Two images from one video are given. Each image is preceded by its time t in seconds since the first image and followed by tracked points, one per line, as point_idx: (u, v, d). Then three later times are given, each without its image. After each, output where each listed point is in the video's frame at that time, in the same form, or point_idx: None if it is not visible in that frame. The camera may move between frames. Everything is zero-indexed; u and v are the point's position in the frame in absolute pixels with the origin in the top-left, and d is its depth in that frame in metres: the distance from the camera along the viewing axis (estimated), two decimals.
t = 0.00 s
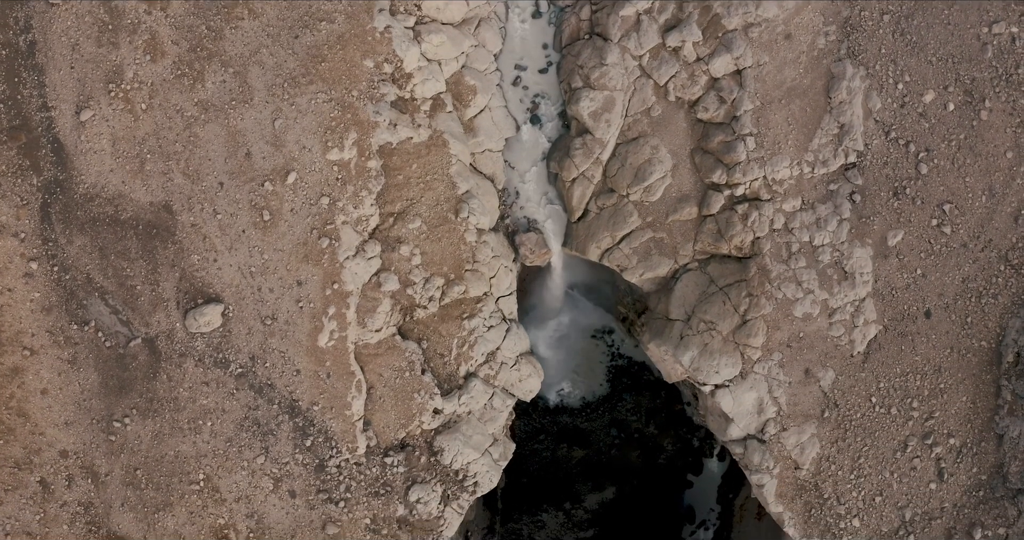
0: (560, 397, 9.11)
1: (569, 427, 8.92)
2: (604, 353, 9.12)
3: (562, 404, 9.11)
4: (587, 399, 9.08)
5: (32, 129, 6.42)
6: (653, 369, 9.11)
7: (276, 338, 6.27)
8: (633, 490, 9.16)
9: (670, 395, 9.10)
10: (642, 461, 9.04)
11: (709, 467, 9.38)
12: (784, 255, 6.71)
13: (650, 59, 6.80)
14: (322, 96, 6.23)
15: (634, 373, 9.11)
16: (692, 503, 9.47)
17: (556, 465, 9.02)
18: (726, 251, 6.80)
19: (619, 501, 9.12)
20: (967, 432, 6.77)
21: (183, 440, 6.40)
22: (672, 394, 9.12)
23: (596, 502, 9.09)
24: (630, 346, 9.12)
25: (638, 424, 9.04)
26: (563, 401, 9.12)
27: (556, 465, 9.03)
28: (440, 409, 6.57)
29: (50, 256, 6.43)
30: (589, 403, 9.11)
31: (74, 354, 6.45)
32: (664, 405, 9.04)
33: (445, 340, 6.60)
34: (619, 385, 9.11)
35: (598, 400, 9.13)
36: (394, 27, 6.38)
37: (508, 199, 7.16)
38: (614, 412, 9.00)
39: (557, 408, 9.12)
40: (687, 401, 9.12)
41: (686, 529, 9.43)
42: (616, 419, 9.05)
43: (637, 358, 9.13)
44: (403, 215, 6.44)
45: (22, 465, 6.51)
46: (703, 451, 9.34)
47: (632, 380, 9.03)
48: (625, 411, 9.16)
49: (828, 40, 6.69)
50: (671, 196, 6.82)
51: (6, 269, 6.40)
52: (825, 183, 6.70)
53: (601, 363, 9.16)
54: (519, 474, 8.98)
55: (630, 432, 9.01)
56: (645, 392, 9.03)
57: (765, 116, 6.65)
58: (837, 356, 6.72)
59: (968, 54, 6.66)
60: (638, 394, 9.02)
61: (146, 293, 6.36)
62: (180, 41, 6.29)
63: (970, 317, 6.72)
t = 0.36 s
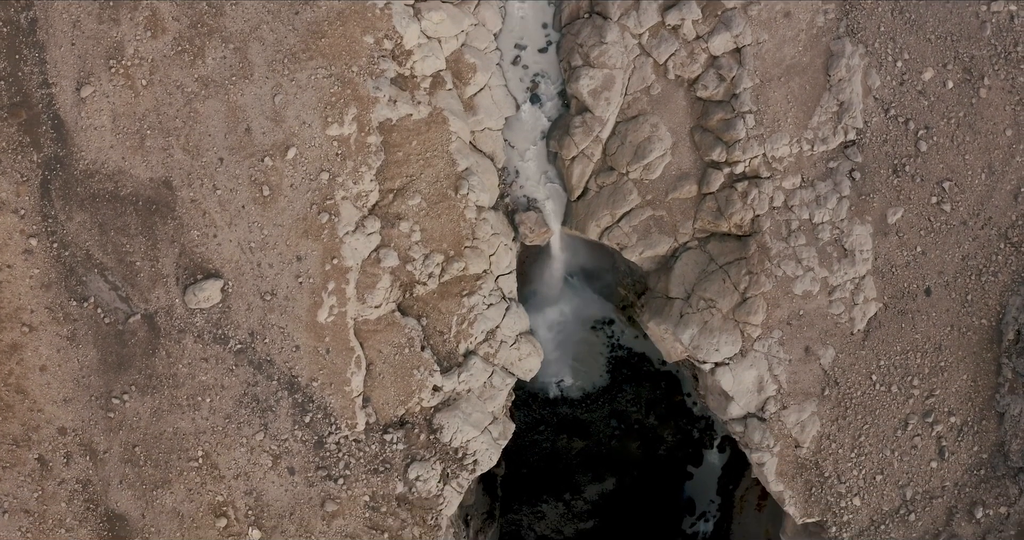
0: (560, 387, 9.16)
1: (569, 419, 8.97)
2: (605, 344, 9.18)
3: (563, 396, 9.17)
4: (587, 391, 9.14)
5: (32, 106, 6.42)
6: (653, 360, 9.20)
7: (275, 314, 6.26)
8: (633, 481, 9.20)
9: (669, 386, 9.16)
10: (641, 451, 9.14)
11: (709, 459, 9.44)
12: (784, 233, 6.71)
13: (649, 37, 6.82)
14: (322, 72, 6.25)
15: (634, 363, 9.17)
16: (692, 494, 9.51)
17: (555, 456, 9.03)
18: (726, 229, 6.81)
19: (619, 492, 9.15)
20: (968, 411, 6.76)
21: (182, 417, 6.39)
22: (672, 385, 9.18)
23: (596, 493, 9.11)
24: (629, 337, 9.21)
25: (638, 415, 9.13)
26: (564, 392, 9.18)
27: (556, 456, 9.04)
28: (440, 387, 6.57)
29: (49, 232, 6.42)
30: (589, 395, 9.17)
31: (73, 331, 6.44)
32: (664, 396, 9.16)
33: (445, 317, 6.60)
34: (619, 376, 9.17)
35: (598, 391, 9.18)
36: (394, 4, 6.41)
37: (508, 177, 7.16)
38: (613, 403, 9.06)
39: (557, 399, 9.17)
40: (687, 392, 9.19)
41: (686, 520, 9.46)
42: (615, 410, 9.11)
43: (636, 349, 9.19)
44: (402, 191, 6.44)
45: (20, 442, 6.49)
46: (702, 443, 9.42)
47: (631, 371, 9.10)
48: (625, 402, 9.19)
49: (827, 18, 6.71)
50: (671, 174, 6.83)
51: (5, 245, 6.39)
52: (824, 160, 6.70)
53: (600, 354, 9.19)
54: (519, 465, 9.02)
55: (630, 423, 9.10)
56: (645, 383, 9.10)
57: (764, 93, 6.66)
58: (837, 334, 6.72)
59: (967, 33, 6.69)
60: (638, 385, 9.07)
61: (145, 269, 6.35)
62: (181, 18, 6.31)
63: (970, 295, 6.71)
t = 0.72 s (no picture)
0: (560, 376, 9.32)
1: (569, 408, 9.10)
2: (604, 333, 9.34)
3: (562, 384, 9.31)
4: (587, 380, 9.28)
5: (32, 80, 6.42)
6: (652, 350, 9.33)
7: (274, 286, 6.26)
8: (633, 471, 9.16)
9: (669, 376, 9.29)
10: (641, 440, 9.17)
11: (709, 449, 9.36)
12: (784, 208, 6.71)
13: (649, 13, 6.83)
14: (322, 44, 6.27)
15: (634, 352, 9.32)
16: (692, 485, 9.38)
17: (555, 446, 9.07)
18: (725, 204, 6.82)
19: (619, 482, 9.11)
20: (968, 386, 6.74)
21: (181, 390, 6.37)
22: (671, 374, 9.30)
23: (596, 483, 9.08)
24: (629, 327, 9.35)
25: (638, 404, 9.19)
26: (563, 381, 9.32)
27: (556, 445, 9.08)
28: (439, 360, 6.57)
29: (49, 206, 6.41)
30: (590, 384, 9.30)
31: (71, 304, 6.42)
32: (664, 386, 9.25)
33: (444, 291, 6.60)
34: (619, 365, 9.30)
35: (598, 380, 9.31)
36: None
37: (507, 153, 7.17)
38: (613, 393, 9.21)
39: (557, 388, 9.30)
40: (687, 381, 9.30)
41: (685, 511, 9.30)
42: (616, 399, 9.22)
43: (636, 339, 9.34)
44: (402, 165, 6.45)
45: (18, 416, 6.46)
46: (703, 432, 9.35)
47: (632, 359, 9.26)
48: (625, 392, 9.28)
49: None
50: (670, 150, 6.84)
51: (4, 219, 6.38)
52: (824, 135, 6.71)
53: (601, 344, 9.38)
54: (519, 452, 9.04)
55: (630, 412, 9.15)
56: (645, 372, 9.26)
57: (763, 68, 6.67)
58: (837, 309, 6.72)
59: (965, 8, 6.72)
60: (638, 375, 9.23)
61: (144, 242, 6.34)
62: None
63: (970, 270, 6.71)
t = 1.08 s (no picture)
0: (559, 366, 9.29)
1: (569, 398, 9.04)
2: (604, 324, 9.30)
3: (562, 375, 9.27)
4: (587, 370, 9.25)
5: (33, 56, 6.41)
6: (652, 340, 9.32)
7: (273, 261, 6.26)
8: (633, 462, 9.13)
9: (669, 366, 9.27)
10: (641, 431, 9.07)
11: (709, 440, 9.43)
12: (783, 185, 6.72)
13: None
14: (322, 20, 6.29)
15: (634, 343, 9.30)
16: (692, 476, 9.44)
17: (554, 436, 9.01)
18: (725, 181, 6.83)
19: (619, 472, 9.08)
20: (968, 363, 6.73)
21: (180, 366, 6.36)
22: (671, 365, 9.28)
23: (596, 474, 9.02)
24: (629, 317, 9.32)
25: (638, 394, 9.12)
26: (563, 371, 9.28)
27: (555, 436, 9.02)
28: (439, 336, 6.58)
29: (49, 181, 6.40)
30: (589, 375, 9.25)
31: (70, 280, 6.41)
32: (664, 376, 9.22)
33: (444, 268, 6.60)
34: (618, 356, 9.26)
35: (597, 371, 9.26)
36: None
37: (507, 132, 7.19)
38: (612, 383, 9.14)
39: (557, 379, 9.26)
40: (686, 372, 9.32)
41: (686, 502, 9.36)
42: (615, 390, 9.15)
43: (636, 330, 9.31)
44: (401, 140, 6.45)
45: (17, 392, 6.44)
46: (702, 424, 9.41)
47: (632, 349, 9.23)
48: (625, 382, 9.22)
49: None
50: (669, 127, 6.86)
51: (4, 194, 6.37)
52: (823, 112, 6.72)
53: (600, 334, 9.34)
54: (519, 440, 9.02)
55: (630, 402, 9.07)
56: (645, 363, 9.20)
57: (762, 45, 6.69)
58: (837, 286, 6.72)
59: None
60: (638, 365, 9.17)
61: (144, 217, 6.34)
62: None
63: (970, 247, 6.70)
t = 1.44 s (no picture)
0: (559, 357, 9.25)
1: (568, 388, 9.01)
2: (604, 315, 9.30)
3: (562, 366, 9.23)
4: (586, 361, 9.21)
5: (33, 32, 6.39)
6: (652, 331, 9.30)
7: (272, 236, 6.27)
8: (633, 453, 9.06)
9: (669, 356, 9.22)
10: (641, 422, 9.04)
11: (709, 431, 9.34)
12: (782, 161, 6.73)
13: None
14: None
15: (634, 334, 9.27)
16: (692, 467, 9.36)
17: (554, 427, 8.97)
18: (723, 158, 6.86)
19: (618, 463, 9.01)
20: (968, 340, 6.72)
21: (178, 341, 6.35)
22: (671, 355, 9.23)
23: (596, 464, 8.96)
24: (629, 308, 9.32)
25: (637, 385, 9.07)
26: (563, 362, 9.25)
27: (554, 426, 8.98)
28: (438, 312, 6.59)
29: (48, 156, 6.39)
30: (589, 365, 9.22)
31: (69, 256, 6.39)
32: (664, 366, 9.16)
33: (443, 243, 6.62)
34: (618, 346, 9.22)
35: (597, 361, 9.24)
36: None
37: (506, 110, 7.27)
38: (612, 374, 9.11)
39: (556, 370, 9.22)
40: (686, 362, 9.30)
41: (685, 493, 9.28)
42: (615, 380, 9.11)
43: (635, 320, 9.31)
44: (401, 116, 6.48)
45: (15, 367, 6.42)
46: (703, 414, 9.33)
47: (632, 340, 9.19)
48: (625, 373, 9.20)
49: None
50: (668, 105, 6.89)
51: (4, 169, 6.35)
52: (822, 89, 6.73)
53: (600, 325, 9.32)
54: (519, 427, 8.98)
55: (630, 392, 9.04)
56: (645, 353, 9.15)
57: (761, 22, 6.71)
58: (836, 262, 6.74)
59: None
60: (638, 355, 9.12)
61: (143, 192, 6.34)
62: None
63: (969, 223, 6.70)
